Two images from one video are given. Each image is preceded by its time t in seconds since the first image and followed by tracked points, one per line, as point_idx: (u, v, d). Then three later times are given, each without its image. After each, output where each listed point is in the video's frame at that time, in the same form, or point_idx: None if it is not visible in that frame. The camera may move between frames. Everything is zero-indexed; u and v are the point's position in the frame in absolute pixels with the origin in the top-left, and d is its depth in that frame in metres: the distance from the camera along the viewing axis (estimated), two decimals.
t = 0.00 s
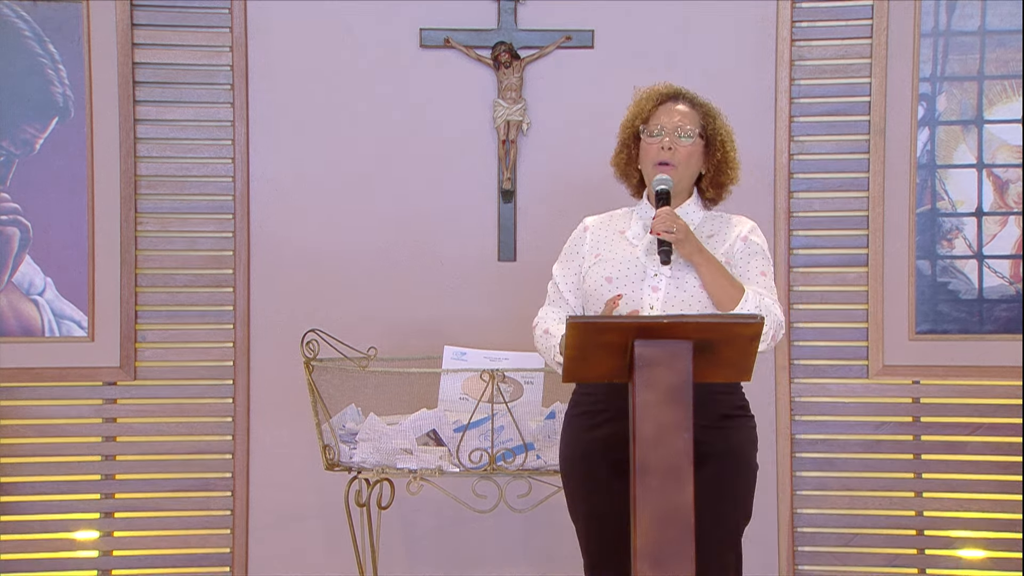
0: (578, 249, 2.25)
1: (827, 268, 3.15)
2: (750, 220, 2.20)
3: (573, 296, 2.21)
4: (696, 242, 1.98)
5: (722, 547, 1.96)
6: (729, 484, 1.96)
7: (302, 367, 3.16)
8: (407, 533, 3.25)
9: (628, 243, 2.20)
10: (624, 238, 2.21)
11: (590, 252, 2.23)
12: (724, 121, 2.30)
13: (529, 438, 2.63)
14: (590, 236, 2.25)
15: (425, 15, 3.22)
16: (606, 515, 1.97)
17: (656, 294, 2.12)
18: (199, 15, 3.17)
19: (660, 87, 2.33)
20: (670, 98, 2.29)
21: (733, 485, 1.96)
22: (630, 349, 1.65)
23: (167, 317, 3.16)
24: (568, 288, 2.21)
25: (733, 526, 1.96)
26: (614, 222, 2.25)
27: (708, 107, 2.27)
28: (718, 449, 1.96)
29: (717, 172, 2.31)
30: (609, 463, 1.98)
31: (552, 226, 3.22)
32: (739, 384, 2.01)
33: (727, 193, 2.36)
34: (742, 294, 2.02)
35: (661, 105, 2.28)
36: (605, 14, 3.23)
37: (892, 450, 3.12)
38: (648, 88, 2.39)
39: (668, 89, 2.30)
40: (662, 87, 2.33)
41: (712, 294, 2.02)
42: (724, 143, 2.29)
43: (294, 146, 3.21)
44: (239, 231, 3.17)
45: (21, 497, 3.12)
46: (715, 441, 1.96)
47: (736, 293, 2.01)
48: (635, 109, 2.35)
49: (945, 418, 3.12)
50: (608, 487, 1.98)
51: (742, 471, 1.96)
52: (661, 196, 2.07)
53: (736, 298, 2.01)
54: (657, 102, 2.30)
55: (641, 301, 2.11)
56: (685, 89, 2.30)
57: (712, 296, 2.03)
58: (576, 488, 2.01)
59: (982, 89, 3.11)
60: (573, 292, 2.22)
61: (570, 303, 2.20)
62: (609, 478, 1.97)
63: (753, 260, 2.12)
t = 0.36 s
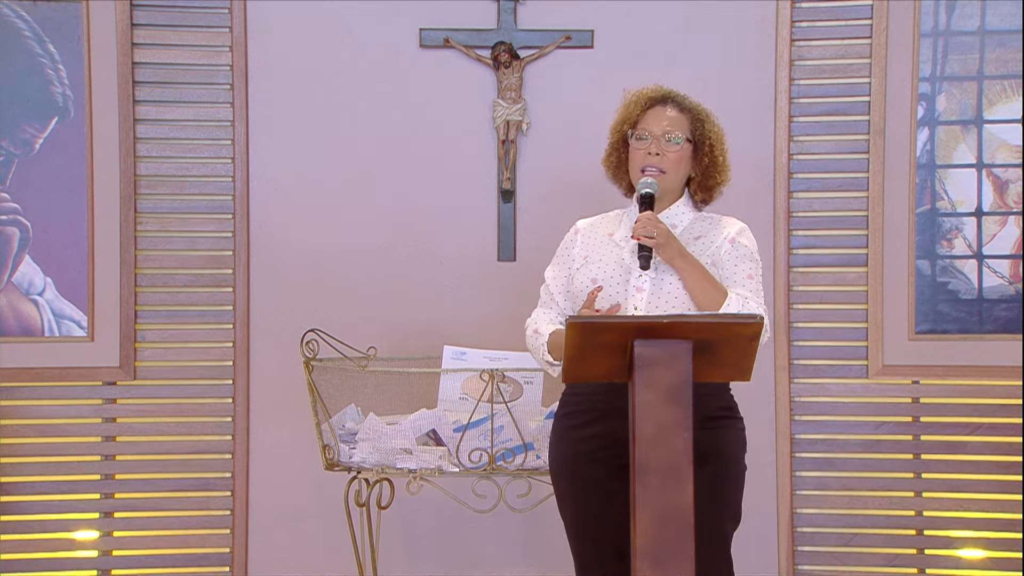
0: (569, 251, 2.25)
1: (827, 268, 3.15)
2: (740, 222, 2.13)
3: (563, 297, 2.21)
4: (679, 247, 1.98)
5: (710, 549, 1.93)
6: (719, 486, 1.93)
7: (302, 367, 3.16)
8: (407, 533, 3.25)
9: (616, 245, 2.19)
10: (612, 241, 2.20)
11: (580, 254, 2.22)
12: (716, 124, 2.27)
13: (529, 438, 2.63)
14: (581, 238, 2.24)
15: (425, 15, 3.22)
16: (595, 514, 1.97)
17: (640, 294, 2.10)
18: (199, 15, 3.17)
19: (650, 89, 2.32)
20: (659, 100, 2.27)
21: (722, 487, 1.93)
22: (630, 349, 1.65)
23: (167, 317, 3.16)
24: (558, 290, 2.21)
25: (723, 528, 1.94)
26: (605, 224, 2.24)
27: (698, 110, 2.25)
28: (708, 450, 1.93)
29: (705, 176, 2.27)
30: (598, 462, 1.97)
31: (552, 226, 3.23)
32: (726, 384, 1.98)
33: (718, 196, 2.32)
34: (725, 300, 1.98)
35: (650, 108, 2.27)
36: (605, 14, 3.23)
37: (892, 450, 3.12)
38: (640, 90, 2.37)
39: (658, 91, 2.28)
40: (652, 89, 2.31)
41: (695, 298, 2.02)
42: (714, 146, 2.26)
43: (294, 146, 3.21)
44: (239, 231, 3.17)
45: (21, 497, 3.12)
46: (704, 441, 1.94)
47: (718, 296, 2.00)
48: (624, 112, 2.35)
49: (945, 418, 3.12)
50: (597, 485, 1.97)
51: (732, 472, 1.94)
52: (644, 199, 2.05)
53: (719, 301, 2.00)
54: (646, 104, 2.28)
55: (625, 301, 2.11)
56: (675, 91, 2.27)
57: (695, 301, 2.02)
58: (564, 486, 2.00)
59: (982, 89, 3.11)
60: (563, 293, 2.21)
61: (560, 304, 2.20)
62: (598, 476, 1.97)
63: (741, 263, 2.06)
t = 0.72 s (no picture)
0: (563, 255, 2.25)
1: (827, 268, 3.15)
2: (735, 226, 2.13)
3: (556, 301, 2.21)
4: (669, 253, 1.98)
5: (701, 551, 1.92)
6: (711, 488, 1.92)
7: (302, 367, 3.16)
8: (407, 533, 3.25)
9: (608, 249, 2.18)
10: (605, 245, 2.19)
11: (573, 258, 2.22)
12: (711, 127, 2.26)
13: (529, 438, 2.63)
14: (575, 242, 2.24)
15: (425, 15, 3.22)
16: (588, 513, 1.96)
17: (630, 296, 2.08)
18: (199, 15, 3.17)
19: (644, 92, 2.31)
20: (653, 103, 2.25)
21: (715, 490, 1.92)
22: (630, 349, 1.64)
23: (167, 317, 3.16)
24: (552, 293, 2.21)
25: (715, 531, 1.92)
26: (598, 228, 2.24)
27: (694, 113, 2.24)
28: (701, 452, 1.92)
29: (699, 179, 2.27)
30: (591, 461, 1.97)
31: (552, 226, 3.23)
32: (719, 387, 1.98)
33: (711, 200, 2.31)
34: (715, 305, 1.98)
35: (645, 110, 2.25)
36: (605, 13, 3.22)
37: (892, 450, 3.12)
38: (637, 91, 2.36)
39: (653, 94, 2.27)
40: (647, 92, 2.30)
41: (686, 303, 2.02)
42: (708, 149, 2.25)
43: (294, 146, 3.21)
44: (239, 231, 3.17)
45: (21, 497, 3.13)
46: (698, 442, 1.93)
47: (709, 301, 2.01)
48: (618, 115, 2.33)
49: (945, 418, 3.12)
50: (591, 485, 1.97)
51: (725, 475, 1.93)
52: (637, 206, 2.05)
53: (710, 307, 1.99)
54: (641, 106, 2.27)
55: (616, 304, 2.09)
56: (670, 94, 2.26)
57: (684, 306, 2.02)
58: (558, 484, 2.00)
59: (982, 89, 3.11)
60: (557, 297, 2.21)
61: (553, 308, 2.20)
62: (592, 476, 1.97)
63: (734, 268, 2.05)
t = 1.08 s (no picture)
0: (565, 254, 2.25)
1: (827, 268, 3.15)
2: (738, 227, 2.11)
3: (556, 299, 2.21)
4: (670, 252, 1.97)
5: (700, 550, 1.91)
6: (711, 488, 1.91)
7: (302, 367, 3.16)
8: (407, 533, 3.25)
9: (609, 250, 2.17)
10: (607, 246, 2.19)
11: (575, 257, 2.22)
12: (713, 128, 2.26)
13: (529, 438, 2.63)
14: (576, 241, 2.23)
15: (425, 15, 3.22)
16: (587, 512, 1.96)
17: (631, 297, 2.08)
18: (200, 15, 3.17)
19: (647, 92, 2.30)
20: (655, 103, 2.26)
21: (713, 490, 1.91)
22: (630, 349, 1.65)
23: (167, 318, 3.16)
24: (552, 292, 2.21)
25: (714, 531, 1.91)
26: (600, 228, 2.23)
27: (695, 114, 2.23)
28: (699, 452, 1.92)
29: (701, 180, 2.25)
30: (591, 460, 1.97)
31: (552, 225, 3.23)
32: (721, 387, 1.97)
33: (713, 201, 2.29)
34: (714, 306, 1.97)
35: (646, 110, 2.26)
36: (605, 13, 3.22)
37: (892, 450, 3.12)
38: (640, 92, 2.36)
39: (655, 95, 2.27)
40: (649, 93, 2.31)
41: (687, 304, 2.00)
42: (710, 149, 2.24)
43: (294, 146, 3.21)
44: (239, 231, 3.17)
45: (21, 497, 3.13)
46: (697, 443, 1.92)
47: (709, 301, 1.99)
48: (621, 114, 2.33)
49: (945, 418, 3.12)
50: (592, 485, 1.96)
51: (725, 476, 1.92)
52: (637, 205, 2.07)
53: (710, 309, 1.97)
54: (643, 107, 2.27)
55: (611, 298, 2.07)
56: (673, 94, 2.26)
57: (685, 306, 2.00)
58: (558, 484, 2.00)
59: (982, 89, 3.11)
60: (556, 295, 2.21)
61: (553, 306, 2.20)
62: (591, 475, 1.97)
63: (736, 269, 2.04)
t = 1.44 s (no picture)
0: (579, 254, 2.23)
1: (827, 268, 3.14)
2: (751, 222, 2.12)
3: (571, 298, 2.18)
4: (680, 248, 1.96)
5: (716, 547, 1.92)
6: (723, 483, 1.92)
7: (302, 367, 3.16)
8: (407, 533, 3.25)
9: (623, 250, 2.18)
10: (622, 246, 2.19)
11: (591, 258, 2.20)
12: (724, 123, 2.25)
13: (529, 438, 2.63)
14: (590, 241, 2.22)
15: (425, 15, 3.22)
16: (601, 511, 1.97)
17: (646, 295, 2.09)
18: (200, 15, 3.17)
19: (656, 89, 2.30)
20: (665, 100, 2.25)
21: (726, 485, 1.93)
22: (630, 349, 1.65)
23: (167, 317, 3.16)
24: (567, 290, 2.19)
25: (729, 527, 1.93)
26: (613, 227, 2.23)
27: (705, 109, 2.23)
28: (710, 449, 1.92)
29: (712, 175, 2.27)
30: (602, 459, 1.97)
31: (551, 225, 3.22)
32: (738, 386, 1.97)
33: (726, 195, 2.31)
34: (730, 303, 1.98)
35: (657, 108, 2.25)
36: (605, 13, 3.22)
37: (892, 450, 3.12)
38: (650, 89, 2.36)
39: (664, 91, 2.26)
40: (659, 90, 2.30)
41: (700, 300, 2.01)
42: (722, 143, 2.24)
43: (294, 146, 3.21)
44: (239, 231, 3.17)
45: (21, 497, 3.13)
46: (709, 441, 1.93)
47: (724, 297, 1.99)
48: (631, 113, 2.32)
49: (945, 418, 3.12)
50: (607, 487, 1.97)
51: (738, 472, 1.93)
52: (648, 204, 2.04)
53: (724, 304, 1.98)
54: (652, 104, 2.27)
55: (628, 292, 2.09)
56: (682, 91, 2.25)
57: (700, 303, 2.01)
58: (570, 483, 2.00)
59: (982, 89, 3.11)
60: (571, 294, 2.19)
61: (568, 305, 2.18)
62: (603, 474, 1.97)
63: (750, 264, 2.06)
